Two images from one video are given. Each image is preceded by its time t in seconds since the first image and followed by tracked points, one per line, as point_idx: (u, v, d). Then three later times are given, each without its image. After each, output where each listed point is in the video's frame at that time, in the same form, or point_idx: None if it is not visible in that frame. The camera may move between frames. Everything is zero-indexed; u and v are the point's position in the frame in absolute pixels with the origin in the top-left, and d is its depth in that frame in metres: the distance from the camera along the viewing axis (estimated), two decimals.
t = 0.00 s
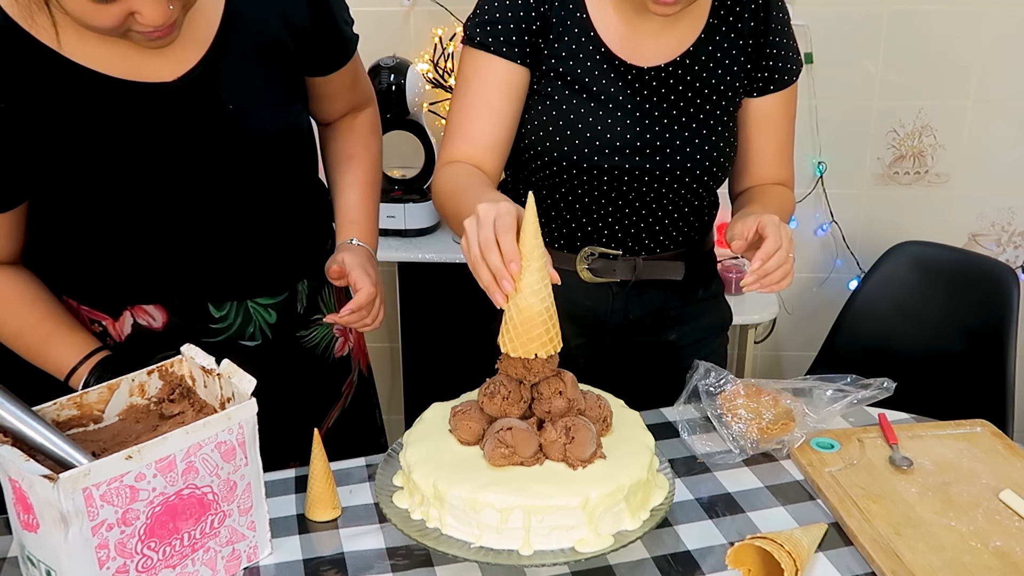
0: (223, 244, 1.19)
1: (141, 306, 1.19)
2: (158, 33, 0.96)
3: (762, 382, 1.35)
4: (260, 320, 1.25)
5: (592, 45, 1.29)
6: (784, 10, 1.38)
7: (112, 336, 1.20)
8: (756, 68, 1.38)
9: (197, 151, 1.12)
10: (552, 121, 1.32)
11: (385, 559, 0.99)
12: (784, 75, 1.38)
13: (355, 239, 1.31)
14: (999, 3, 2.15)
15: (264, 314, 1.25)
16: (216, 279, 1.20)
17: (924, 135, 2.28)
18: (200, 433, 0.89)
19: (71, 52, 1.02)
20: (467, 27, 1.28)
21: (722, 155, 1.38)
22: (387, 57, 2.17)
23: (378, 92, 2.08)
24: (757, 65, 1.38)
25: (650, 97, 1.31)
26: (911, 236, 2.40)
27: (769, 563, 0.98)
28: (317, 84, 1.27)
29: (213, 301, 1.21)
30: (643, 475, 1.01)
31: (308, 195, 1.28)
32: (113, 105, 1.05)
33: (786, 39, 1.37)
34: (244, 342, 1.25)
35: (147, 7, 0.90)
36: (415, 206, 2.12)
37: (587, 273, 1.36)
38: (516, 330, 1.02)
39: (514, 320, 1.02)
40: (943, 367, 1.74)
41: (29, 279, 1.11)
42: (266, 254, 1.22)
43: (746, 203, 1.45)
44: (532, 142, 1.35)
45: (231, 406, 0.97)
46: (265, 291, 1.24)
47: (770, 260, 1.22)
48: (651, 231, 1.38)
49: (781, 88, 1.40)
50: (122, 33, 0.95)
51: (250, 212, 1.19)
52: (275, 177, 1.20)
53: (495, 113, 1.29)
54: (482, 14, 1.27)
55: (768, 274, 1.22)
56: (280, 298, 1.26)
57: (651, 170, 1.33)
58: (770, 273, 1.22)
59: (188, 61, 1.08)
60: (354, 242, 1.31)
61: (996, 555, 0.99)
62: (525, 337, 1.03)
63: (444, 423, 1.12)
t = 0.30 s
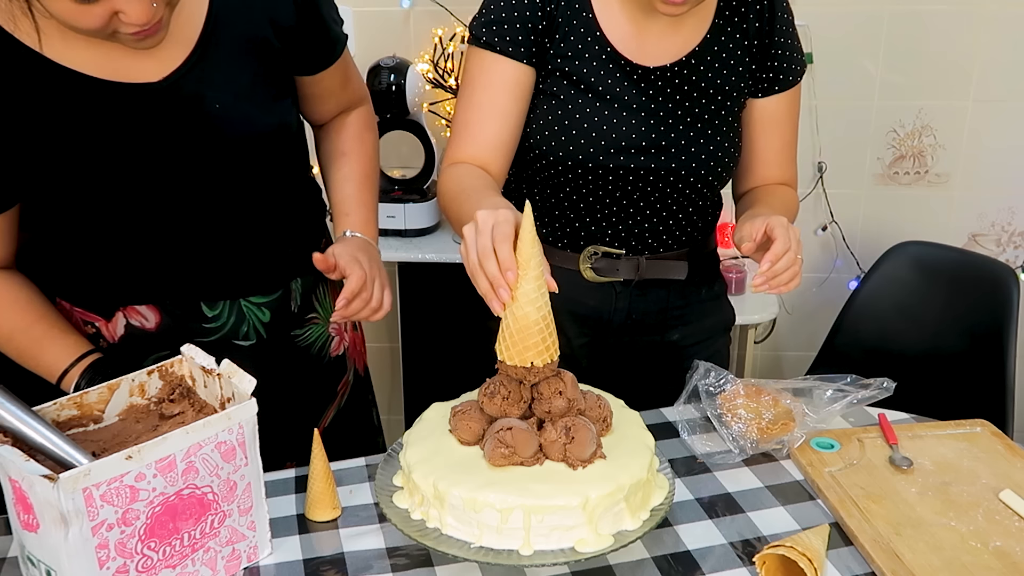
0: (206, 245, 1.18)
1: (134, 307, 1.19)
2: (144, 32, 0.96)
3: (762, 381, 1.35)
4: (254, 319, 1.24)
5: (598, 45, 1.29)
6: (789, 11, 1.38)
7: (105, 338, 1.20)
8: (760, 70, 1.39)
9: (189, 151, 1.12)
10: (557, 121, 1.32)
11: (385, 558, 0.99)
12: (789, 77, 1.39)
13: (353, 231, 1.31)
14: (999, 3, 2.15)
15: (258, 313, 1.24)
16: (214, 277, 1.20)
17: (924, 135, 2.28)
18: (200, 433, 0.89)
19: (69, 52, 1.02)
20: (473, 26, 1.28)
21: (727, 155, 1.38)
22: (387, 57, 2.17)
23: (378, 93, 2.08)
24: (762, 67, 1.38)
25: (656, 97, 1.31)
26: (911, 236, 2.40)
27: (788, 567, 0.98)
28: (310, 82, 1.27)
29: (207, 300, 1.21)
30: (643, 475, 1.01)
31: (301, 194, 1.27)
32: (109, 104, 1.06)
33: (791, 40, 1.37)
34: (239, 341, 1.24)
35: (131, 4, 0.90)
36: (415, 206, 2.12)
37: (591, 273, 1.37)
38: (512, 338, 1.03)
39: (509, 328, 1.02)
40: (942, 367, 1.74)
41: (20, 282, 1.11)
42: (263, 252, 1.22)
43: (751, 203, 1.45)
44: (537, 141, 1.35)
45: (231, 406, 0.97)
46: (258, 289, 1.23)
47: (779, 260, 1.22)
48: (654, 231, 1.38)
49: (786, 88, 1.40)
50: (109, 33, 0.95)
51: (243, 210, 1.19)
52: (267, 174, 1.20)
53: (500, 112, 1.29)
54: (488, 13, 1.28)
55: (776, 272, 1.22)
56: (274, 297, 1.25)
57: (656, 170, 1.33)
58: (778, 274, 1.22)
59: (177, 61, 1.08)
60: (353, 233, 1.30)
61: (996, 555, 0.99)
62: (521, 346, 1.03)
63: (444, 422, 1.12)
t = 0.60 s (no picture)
0: (203, 244, 1.18)
1: (130, 307, 1.18)
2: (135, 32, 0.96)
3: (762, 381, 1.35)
4: (251, 316, 1.24)
5: (600, 44, 1.29)
6: (790, 12, 1.38)
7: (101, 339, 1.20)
8: (763, 70, 1.39)
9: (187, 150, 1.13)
10: (559, 121, 1.32)
11: (385, 558, 0.99)
12: (790, 77, 1.39)
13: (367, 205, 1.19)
14: (999, 3, 2.15)
15: (255, 310, 1.24)
16: (211, 275, 1.20)
17: (924, 135, 2.28)
18: (199, 433, 0.89)
19: (68, 53, 1.03)
20: (475, 26, 1.28)
21: (729, 155, 1.38)
22: (388, 57, 2.17)
23: (378, 93, 2.08)
24: (764, 67, 1.38)
25: (658, 97, 1.31)
26: (911, 236, 2.40)
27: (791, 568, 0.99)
28: (304, 84, 1.25)
29: (203, 299, 1.20)
30: (643, 475, 1.01)
31: (296, 191, 1.27)
32: (106, 103, 1.06)
33: (793, 41, 1.37)
34: (236, 338, 1.24)
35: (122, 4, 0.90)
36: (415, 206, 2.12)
37: (592, 273, 1.37)
38: (510, 333, 1.03)
39: (508, 322, 1.02)
40: (943, 367, 1.74)
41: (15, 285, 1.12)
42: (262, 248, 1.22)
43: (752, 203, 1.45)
44: (537, 142, 1.35)
45: (231, 405, 0.97)
46: (254, 286, 1.23)
47: (782, 263, 1.22)
48: (655, 232, 1.38)
49: (788, 89, 1.40)
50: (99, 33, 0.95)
51: (229, 211, 1.18)
52: (261, 172, 1.20)
53: (500, 110, 1.29)
54: (490, 12, 1.27)
55: (778, 274, 1.22)
56: (270, 294, 1.25)
57: (657, 170, 1.33)
58: (780, 276, 1.22)
59: (171, 61, 1.09)
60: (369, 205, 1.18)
61: (996, 555, 0.99)
62: (521, 339, 1.03)
63: (444, 422, 1.12)
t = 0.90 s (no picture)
0: (197, 246, 1.18)
1: (122, 309, 1.19)
2: (127, 37, 0.96)
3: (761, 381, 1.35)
4: (243, 319, 1.24)
5: (602, 43, 1.29)
6: (792, 12, 1.38)
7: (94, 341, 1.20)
8: (765, 71, 1.39)
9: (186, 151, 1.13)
10: (560, 120, 1.32)
11: (385, 558, 0.99)
12: (792, 78, 1.39)
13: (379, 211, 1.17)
14: (999, 3, 2.15)
15: (246, 313, 1.24)
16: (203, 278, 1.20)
17: (924, 135, 2.28)
18: (199, 433, 0.89)
19: (58, 57, 1.03)
20: (476, 26, 1.28)
21: (730, 156, 1.38)
22: (388, 57, 2.17)
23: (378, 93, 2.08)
24: (766, 68, 1.38)
25: (659, 96, 1.31)
26: (911, 236, 2.40)
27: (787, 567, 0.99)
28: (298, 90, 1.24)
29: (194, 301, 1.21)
30: (643, 475, 1.01)
31: (292, 193, 1.27)
32: (107, 102, 1.06)
33: (795, 41, 1.38)
34: (228, 341, 1.24)
35: (113, 9, 0.90)
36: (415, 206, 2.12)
37: (592, 273, 1.36)
38: (510, 320, 1.02)
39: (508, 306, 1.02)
40: (943, 367, 1.74)
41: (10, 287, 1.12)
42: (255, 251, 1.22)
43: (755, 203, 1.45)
44: (538, 141, 1.35)
45: (231, 406, 0.97)
46: (247, 288, 1.23)
47: (779, 263, 1.22)
48: (656, 232, 1.38)
49: (790, 90, 1.40)
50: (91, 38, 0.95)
51: (224, 213, 1.18)
52: (254, 176, 1.20)
53: (500, 111, 1.29)
54: (490, 11, 1.28)
55: (775, 274, 1.22)
56: (262, 297, 1.25)
57: (658, 170, 1.33)
58: (778, 277, 1.22)
59: (161, 66, 1.09)
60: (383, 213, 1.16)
61: (996, 555, 0.99)
62: (522, 325, 1.02)
63: (444, 422, 1.12)
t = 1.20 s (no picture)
0: (196, 247, 1.18)
1: (119, 311, 1.19)
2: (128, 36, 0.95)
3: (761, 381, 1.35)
4: (240, 321, 1.24)
5: (603, 41, 1.29)
6: (794, 10, 1.38)
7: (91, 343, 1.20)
8: (768, 68, 1.39)
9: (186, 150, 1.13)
10: (562, 118, 1.32)
11: (385, 558, 0.99)
12: (795, 75, 1.39)
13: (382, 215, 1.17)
14: (999, 3, 2.15)
15: (243, 315, 1.24)
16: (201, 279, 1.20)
17: (924, 135, 2.28)
18: (199, 433, 0.89)
19: (54, 59, 1.03)
20: (476, 26, 1.29)
21: (734, 153, 1.37)
22: (388, 57, 2.17)
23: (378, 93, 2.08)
24: (769, 64, 1.38)
25: (662, 93, 1.31)
26: (911, 236, 2.40)
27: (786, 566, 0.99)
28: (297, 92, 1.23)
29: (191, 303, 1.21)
30: (643, 475, 1.01)
31: (291, 194, 1.27)
32: (109, 101, 1.06)
33: (797, 38, 1.38)
34: (225, 343, 1.25)
35: (113, 9, 0.90)
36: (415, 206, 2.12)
37: (594, 273, 1.36)
38: (526, 245, 1.10)
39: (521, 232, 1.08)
40: (942, 367, 1.74)
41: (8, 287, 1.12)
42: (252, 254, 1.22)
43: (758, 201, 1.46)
44: (540, 140, 1.35)
45: (231, 406, 0.97)
46: (244, 290, 1.23)
47: (785, 259, 1.23)
48: (660, 230, 1.37)
49: (793, 87, 1.40)
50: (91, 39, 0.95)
51: (222, 215, 1.19)
52: (253, 176, 1.20)
53: (500, 109, 1.29)
54: (491, 10, 1.28)
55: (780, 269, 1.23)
56: (260, 299, 1.25)
57: (661, 167, 1.33)
58: (782, 272, 1.22)
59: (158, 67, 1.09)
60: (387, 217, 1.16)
61: (995, 555, 0.99)
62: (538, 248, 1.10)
63: (444, 422, 1.12)
